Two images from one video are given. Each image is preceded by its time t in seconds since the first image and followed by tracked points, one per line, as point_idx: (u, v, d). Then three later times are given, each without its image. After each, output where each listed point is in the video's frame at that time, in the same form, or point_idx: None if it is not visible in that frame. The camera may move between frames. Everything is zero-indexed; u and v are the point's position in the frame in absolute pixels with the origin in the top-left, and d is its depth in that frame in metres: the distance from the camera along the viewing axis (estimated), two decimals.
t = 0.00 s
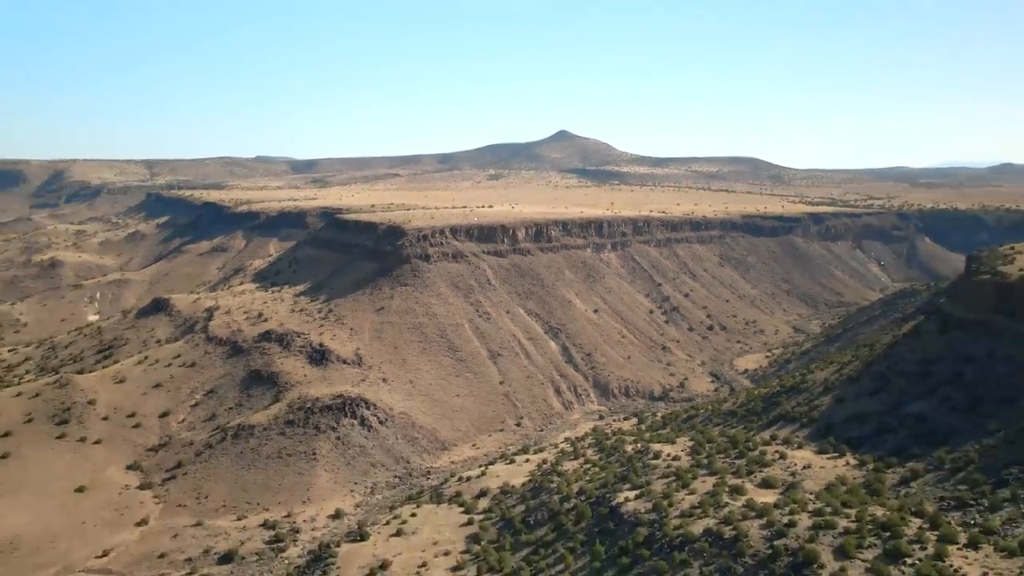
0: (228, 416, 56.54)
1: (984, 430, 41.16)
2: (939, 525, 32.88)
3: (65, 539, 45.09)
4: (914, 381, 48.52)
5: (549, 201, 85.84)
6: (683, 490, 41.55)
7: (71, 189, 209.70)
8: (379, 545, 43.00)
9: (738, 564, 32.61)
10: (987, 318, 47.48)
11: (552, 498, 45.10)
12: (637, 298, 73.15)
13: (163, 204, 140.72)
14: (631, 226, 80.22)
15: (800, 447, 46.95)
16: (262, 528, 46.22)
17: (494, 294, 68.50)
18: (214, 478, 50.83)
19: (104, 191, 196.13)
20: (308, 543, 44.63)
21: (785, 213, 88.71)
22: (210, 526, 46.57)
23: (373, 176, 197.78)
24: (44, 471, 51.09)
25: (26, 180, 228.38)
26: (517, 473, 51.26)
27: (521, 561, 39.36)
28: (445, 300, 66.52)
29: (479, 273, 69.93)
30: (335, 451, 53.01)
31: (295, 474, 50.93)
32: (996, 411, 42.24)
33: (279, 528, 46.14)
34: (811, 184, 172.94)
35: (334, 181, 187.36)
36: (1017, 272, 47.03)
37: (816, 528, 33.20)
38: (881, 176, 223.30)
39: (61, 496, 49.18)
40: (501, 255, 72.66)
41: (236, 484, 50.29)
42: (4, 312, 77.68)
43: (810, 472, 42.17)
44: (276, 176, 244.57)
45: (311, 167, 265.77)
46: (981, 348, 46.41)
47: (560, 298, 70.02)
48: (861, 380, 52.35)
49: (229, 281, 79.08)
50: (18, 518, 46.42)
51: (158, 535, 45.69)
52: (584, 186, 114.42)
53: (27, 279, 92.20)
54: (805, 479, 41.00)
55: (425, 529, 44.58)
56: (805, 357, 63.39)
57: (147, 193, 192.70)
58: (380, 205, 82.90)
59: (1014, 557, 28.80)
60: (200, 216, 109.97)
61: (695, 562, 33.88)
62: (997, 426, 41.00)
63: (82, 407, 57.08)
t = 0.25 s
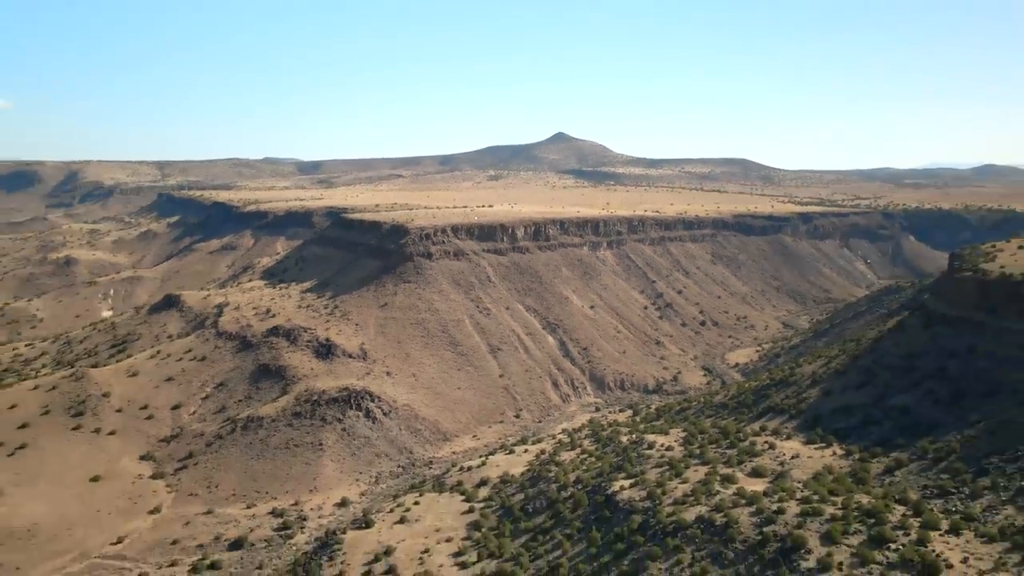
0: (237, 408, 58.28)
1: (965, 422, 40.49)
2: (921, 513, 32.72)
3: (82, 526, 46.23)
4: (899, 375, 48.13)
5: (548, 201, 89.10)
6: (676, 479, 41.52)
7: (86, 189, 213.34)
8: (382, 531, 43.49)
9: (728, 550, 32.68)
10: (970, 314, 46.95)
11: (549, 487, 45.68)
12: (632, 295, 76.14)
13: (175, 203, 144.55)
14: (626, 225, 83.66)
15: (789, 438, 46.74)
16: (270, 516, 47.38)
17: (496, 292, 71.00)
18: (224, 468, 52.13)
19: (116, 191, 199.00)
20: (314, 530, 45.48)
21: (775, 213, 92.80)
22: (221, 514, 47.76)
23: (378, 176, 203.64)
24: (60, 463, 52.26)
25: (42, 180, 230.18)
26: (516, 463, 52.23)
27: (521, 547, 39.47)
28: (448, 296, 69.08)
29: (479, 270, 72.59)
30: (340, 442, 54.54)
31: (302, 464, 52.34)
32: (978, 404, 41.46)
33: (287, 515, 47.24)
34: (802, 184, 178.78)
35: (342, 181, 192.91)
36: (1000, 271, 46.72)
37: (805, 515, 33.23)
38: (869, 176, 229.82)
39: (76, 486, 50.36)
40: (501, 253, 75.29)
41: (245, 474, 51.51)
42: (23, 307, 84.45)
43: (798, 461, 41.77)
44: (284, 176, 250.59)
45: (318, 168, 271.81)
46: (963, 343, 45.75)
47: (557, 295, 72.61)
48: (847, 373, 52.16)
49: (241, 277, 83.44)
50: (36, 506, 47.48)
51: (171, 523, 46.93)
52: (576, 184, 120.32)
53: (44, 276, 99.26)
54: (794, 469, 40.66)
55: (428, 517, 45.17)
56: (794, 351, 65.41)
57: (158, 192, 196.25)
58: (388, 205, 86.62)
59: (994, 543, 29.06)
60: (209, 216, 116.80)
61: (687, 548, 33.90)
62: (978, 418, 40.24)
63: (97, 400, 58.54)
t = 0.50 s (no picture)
0: (245, 402, 58.02)
1: (952, 415, 38.21)
2: (909, 503, 31.07)
3: (93, 516, 45.58)
4: (887, 369, 45.11)
5: (547, 201, 91.48)
6: (672, 471, 39.15)
7: (96, 189, 216.17)
8: (386, 522, 41.82)
9: (721, 539, 31.14)
10: (957, 310, 44.44)
11: (547, 479, 43.19)
12: (628, 293, 78.04)
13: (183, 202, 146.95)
14: (623, 224, 85.93)
15: (780, 431, 43.82)
16: (276, 507, 47.02)
17: (495, 289, 72.93)
18: (233, 460, 51.67)
19: (126, 191, 201.16)
20: (319, 520, 44.97)
21: (768, 213, 95.10)
22: (229, 505, 47.32)
23: (381, 176, 207.90)
24: (72, 454, 51.65)
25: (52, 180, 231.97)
26: (517, 455, 50.73)
27: (521, 538, 37.54)
28: (449, 293, 70.87)
29: (478, 267, 74.67)
30: (344, 435, 54.31)
31: (307, 456, 52.06)
32: (966, 396, 38.94)
33: (293, 506, 46.84)
34: (794, 184, 183.21)
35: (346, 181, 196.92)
36: (989, 267, 44.26)
37: (795, 506, 31.84)
38: (860, 176, 235.22)
39: (87, 477, 49.78)
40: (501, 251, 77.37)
41: (252, 466, 51.14)
42: (35, 304, 86.84)
43: (790, 452, 39.50)
44: (290, 176, 257.89)
45: (322, 168, 275.72)
46: (950, 339, 43.36)
47: (555, 293, 74.46)
48: (836, 368, 49.09)
49: (247, 275, 85.64)
50: (49, 496, 46.82)
51: (180, 514, 46.39)
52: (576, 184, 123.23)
53: (56, 274, 102.22)
54: (786, 461, 38.32)
55: (430, 507, 43.44)
56: (786, 346, 66.66)
57: (166, 193, 198.92)
58: (391, 206, 88.95)
59: (979, 532, 27.93)
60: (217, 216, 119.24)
61: (682, 537, 32.24)
62: (964, 411, 38.00)
63: (107, 394, 58.31)
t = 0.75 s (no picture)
0: (249, 398, 58.43)
1: (944, 411, 36.69)
2: (901, 496, 29.61)
3: (101, 511, 45.08)
4: (881, 366, 43.13)
5: (546, 201, 92.90)
6: (668, 465, 37.73)
7: (102, 189, 217.75)
8: (387, 516, 41.48)
9: (717, 532, 29.74)
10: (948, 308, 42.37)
11: (547, 473, 42.28)
12: (626, 292, 79.29)
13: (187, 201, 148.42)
14: (621, 224, 87.17)
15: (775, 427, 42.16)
16: (280, 501, 47.28)
17: (496, 288, 74.25)
18: (237, 455, 51.78)
19: (132, 191, 202.35)
20: (323, 514, 45.60)
21: (764, 212, 96.36)
22: (233, 499, 47.37)
23: (382, 177, 210.49)
24: (79, 450, 51.37)
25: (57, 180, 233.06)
26: (516, 450, 51.52)
27: (521, 531, 36.65)
28: (450, 292, 72.06)
29: (479, 266, 75.96)
30: (347, 431, 54.82)
31: (310, 451, 52.38)
32: (958, 393, 37.15)
33: (297, 500, 47.21)
34: (788, 184, 186.09)
35: (348, 181, 199.54)
36: (979, 264, 42.19)
37: (789, 499, 30.35)
38: (853, 176, 238.62)
39: (94, 473, 49.39)
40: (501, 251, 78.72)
41: (256, 461, 51.28)
42: (42, 302, 88.10)
43: (784, 447, 37.74)
44: (293, 176, 260.62)
45: (325, 168, 278.03)
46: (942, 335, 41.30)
47: (553, 292, 75.64)
48: (830, 364, 46.85)
49: (251, 274, 87.03)
50: (58, 491, 46.27)
51: (186, 507, 46.28)
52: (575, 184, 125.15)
53: (61, 273, 103.44)
54: (780, 455, 36.70)
55: (432, 501, 43.09)
56: (781, 344, 67.49)
57: (172, 192, 200.34)
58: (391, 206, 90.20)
59: (970, 524, 26.71)
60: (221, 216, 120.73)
61: (679, 530, 30.81)
62: (956, 407, 36.44)
63: (114, 391, 58.37)
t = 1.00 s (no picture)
0: (252, 397, 58.46)
1: (939, 408, 36.90)
2: (897, 493, 29.74)
3: (104, 508, 45.21)
4: (877, 364, 43.44)
5: (546, 201, 93.61)
6: (666, 462, 37.91)
7: (104, 189, 218.51)
8: (390, 512, 42.02)
9: (714, 527, 29.74)
10: (945, 307, 42.77)
11: (547, 470, 42.62)
12: (626, 291, 79.85)
13: (189, 201, 149.07)
14: (620, 224, 87.72)
15: (772, 424, 42.60)
16: (283, 498, 47.77)
17: (496, 288, 74.79)
18: (239, 453, 51.89)
19: (135, 191, 203.22)
20: (325, 511, 46.15)
21: (762, 212, 96.95)
22: (236, 496, 47.71)
23: (384, 176, 211.45)
24: (83, 447, 51.60)
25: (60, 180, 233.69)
26: (515, 448, 52.04)
27: (520, 528, 37.16)
28: (450, 291, 72.61)
29: (479, 266, 76.60)
30: (349, 429, 55.39)
31: (313, 449, 52.90)
32: (953, 390, 37.43)
33: (299, 498, 47.74)
34: (787, 184, 186.91)
35: (350, 181, 200.67)
36: (974, 263, 43.03)
37: (786, 495, 30.37)
38: (852, 176, 239.68)
39: (99, 469, 49.48)
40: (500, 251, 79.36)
41: (259, 458, 51.63)
42: (46, 301, 88.60)
43: (781, 445, 38.18)
44: (294, 176, 261.81)
45: (326, 168, 278.83)
46: (938, 335, 41.74)
47: (553, 291, 76.22)
48: (827, 361, 47.30)
49: (252, 274, 87.66)
50: (61, 488, 46.49)
51: (189, 505, 46.45)
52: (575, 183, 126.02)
53: (65, 272, 104.13)
54: (778, 453, 36.98)
55: (433, 499, 43.48)
56: (779, 343, 67.99)
57: (174, 192, 201.03)
58: (393, 206, 90.85)
59: (964, 520, 26.89)
60: (223, 215, 121.47)
61: (677, 526, 30.89)
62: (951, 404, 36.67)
63: (118, 388, 58.50)
